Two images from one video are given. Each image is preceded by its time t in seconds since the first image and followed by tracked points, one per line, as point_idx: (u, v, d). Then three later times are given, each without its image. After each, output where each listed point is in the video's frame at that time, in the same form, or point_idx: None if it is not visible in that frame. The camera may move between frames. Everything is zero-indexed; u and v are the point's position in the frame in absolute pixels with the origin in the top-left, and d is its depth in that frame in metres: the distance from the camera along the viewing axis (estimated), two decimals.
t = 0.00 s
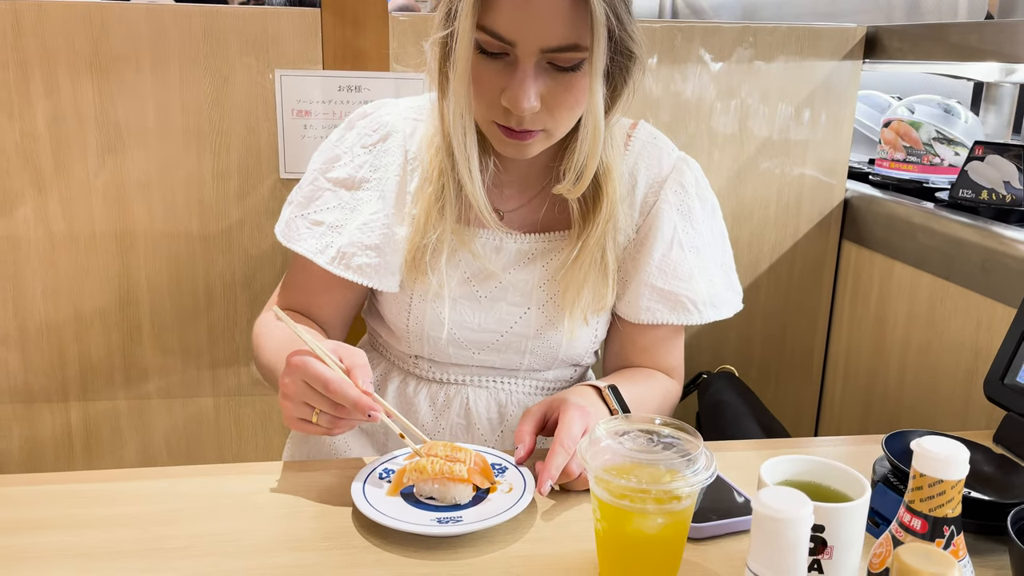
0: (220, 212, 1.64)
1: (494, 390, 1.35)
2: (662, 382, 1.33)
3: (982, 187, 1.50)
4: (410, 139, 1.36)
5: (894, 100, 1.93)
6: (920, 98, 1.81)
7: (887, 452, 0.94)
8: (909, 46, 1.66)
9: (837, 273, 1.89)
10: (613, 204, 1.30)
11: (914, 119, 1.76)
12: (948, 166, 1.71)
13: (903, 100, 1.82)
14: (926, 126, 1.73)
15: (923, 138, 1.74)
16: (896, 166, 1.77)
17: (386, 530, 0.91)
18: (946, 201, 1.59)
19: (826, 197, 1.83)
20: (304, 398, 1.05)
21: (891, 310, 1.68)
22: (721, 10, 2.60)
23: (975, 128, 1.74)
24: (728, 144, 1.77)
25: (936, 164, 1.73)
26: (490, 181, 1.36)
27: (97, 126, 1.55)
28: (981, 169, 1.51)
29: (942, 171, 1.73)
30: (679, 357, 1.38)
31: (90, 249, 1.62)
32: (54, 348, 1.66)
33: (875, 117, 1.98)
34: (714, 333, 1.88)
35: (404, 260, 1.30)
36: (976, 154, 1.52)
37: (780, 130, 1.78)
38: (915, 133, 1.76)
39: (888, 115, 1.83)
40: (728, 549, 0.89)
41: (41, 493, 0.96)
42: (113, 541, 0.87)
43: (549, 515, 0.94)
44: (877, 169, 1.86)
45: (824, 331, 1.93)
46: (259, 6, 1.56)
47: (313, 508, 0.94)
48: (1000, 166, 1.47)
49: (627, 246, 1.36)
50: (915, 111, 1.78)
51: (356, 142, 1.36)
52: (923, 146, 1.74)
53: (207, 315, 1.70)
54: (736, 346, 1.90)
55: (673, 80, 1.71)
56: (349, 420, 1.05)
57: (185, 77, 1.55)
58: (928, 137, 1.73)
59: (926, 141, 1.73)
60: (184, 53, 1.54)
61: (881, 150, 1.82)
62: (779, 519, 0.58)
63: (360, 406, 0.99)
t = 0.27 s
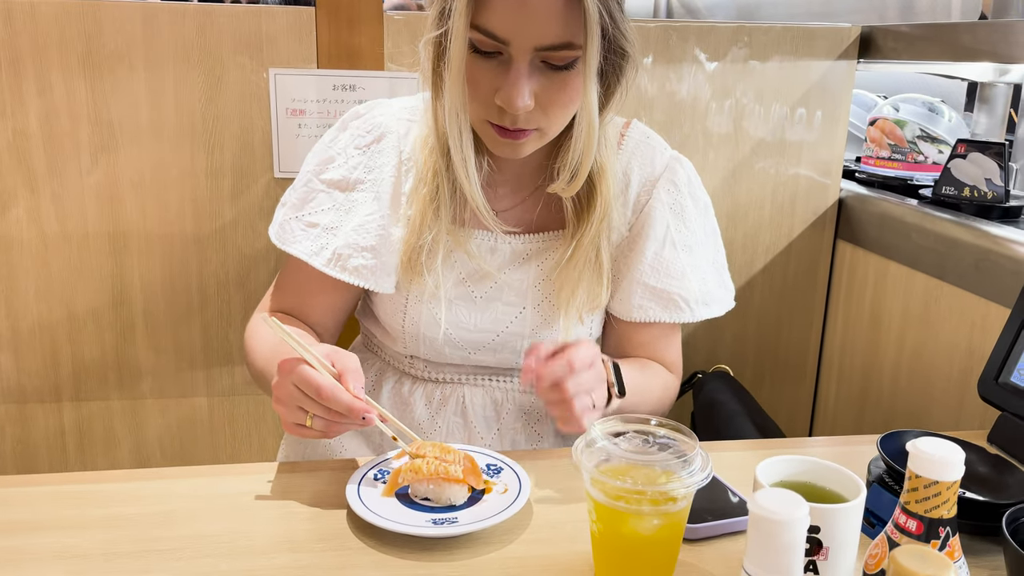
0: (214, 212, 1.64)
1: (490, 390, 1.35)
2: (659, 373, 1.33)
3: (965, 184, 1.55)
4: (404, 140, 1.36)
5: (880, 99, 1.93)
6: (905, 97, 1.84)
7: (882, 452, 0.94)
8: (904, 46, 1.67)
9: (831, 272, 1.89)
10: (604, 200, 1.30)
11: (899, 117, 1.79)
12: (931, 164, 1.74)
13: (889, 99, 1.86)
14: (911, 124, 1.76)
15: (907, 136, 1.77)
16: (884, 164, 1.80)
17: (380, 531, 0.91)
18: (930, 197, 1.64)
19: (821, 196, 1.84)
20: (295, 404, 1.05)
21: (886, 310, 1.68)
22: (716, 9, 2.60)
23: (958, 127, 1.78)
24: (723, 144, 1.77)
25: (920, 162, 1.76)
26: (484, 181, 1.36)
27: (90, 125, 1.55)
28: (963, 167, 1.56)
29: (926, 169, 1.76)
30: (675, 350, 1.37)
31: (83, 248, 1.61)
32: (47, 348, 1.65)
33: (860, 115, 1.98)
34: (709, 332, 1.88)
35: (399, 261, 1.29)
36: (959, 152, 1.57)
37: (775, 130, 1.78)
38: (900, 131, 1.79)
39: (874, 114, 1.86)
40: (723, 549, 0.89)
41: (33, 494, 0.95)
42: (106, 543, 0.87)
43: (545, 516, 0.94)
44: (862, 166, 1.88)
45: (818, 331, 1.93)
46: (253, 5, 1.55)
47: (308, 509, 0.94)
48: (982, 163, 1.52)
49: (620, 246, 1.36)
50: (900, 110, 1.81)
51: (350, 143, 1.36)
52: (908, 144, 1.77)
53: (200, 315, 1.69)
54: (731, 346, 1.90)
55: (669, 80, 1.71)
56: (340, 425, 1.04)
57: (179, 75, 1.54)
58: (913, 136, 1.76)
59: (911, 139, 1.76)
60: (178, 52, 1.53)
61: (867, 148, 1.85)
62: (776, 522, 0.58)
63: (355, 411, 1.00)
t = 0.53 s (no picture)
0: (207, 211, 1.62)
1: (484, 389, 1.34)
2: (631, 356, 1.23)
3: (949, 180, 1.58)
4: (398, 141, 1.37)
5: (868, 97, 1.96)
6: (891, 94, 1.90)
7: (881, 454, 0.93)
8: (900, 45, 1.66)
9: (827, 272, 1.88)
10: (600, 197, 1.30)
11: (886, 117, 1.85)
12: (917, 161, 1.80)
13: (875, 98, 1.92)
14: (897, 122, 1.83)
15: (894, 134, 1.83)
16: (869, 160, 1.87)
17: (374, 535, 0.90)
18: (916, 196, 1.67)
19: (817, 196, 1.83)
20: (285, 412, 1.04)
21: (882, 310, 1.68)
22: (712, 7, 2.59)
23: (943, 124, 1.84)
24: (719, 143, 1.76)
25: (906, 159, 1.82)
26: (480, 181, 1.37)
27: (81, 123, 1.53)
28: (947, 164, 1.59)
29: (912, 166, 1.82)
30: (660, 353, 1.27)
31: (74, 247, 1.59)
32: (38, 349, 1.64)
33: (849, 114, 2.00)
34: (705, 332, 1.87)
35: (392, 262, 1.29)
36: (943, 150, 1.59)
37: (771, 129, 1.77)
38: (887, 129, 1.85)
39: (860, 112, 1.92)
40: (721, 553, 0.88)
41: (22, 498, 0.94)
42: (96, 548, 0.85)
43: (541, 520, 0.93)
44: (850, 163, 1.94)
45: (814, 331, 1.92)
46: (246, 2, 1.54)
47: (301, 513, 0.93)
48: (966, 161, 1.55)
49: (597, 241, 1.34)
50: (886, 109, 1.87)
51: (344, 143, 1.37)
52: (894, 142, 1.83)
53: (193, 314, 1.68)
54: (727, 346, 1.89)
55: (665, 78, 1.70)
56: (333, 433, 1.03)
57: (171, 73, 1.53)
58: (899, 133, 1.82)
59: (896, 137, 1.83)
60: (170, 50, 1.52)
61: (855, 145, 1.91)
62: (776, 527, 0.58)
63: (346, 416, 0.99)
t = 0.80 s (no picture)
0: (203, 210, 1.61)
1: (477, 390, 1.35)
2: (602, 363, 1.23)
3: (936, 177, 1.61)
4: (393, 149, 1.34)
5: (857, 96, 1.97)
6: (882, 93, 1.92)
7: (885, 455, 0.93)
8: (899, 44, 1.66)
9: (826, 271, 1.88)
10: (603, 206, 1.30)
11: (875, 114, 1.88)
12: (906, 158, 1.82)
13: (865, 96, 1.94)
14: (886, 120, 1.85)
15: (883, 131, 1.85)
16: (859, 158, 1.90)
17: (376, 538, 0.89)
18: (904, 191, 1.70)
19: (815, 194, 1.83)
20: (281, 440, 1.01)
21: (881, 309, 1.67)
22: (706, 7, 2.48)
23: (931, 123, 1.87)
24: (718, 143, 1.75)
25: (895, 157, 1.83)
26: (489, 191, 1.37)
27: (76, 121, 1.52)
28: (936, 162, 1.62)
29: (901, 164, 1.83)
30: (636, 365, 1.27)
31: (69, 247, 1.58)
32: (32, 350, 1.62)
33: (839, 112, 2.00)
34: (704, 332, 1.87)
35: (386, 272, 1.27)
36: (931, 147, 1.63)
37: (769, 129, 1.77)
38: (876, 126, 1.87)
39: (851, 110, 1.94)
40: (724, 555, 0.88)
41: (19, 502, 0.93)
42: (95, 552, 0.84)
43: (544, 523, 0.92)
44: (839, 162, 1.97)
45: (812, 330, 1.92)
46: None
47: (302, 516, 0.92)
48: (952, 158, 1.59)
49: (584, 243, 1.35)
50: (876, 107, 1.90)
51: (337, 150, 1.33)
52: (884, 139, 1.85)
53: (189, 314, 1.66)
54: (725, 346, 1.89)
55: (664, 77, 1.69)
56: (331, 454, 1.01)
57: (166, 71, 1.52)
58: (888, 131, 1.84)
59: (885, 135, 1.84)
60: (166, 48, 1.50)
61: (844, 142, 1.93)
62: (785, 533, 0.57)
63: (339, 430, 0.99)
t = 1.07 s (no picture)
0: (209, 206, 1.60)
1: (487, 389, 1.35)
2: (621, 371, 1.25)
3: (934, 170, 1.64)
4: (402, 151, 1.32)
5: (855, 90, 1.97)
6: (879, 88, 1.92)
7: (899, 450, 0.92)
8: (907, 39, 1.65)
9: (833, 267, 1.88)
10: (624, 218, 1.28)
11: (872, 108, 1.90)
12: (902, 152, 1.85)
13: (864, 90, 1.94)
14: (883, 114, 1.88)
15: (881, 125, 1.88)
16: (857, 152, 1.93)
17: (389, 534, 0.89)
18: (902, 183, 1.74)
19: (821, 190, 1.82)
20: (286, 441, 0.97)
21: (889, 305, 1.67)
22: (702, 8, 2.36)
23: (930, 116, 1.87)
24: (725, 139, 1.75)
25: (892, 150, 1.87)
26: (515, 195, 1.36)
27: (81, 117, 1.51)
28: (933, 155, 1.65)
29: (898, 157, 1.87)
30: (654, 369, 1.28)
31: (74, 244, 1.57)
32: (38, 347, 1.62)
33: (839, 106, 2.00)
34: (710, 328, 1.86)
35: (396, 276, 1.26)
36: (928, 140, 1.66)
37: (775, 124, 1.77)
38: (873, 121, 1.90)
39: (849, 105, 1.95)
40: (739, 550, 0.87)
41: (30, 497, 0.92)
42: (107, 548, 0.84)
43: (557, 518, 0.92)
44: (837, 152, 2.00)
45: (819, 326, 1.92)
46: None
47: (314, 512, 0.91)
48: (950, 151, 1.61)
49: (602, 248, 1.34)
50: (874, 100, 1.91)
51: (345, 152, 1.31)
52: (881, 133, 1.88)
53: (195, 310, 1.66)
54: (731, 342, 1.89)
55: (671, 73, 1.69)
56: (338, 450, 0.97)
57: (172, 67, 1.51)
58: (885, 125, 1.87)
59: (883, 129, 1.88)
60: (172, 43, 1.50)
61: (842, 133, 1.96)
62: (807, 526, 0.57)
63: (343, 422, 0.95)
